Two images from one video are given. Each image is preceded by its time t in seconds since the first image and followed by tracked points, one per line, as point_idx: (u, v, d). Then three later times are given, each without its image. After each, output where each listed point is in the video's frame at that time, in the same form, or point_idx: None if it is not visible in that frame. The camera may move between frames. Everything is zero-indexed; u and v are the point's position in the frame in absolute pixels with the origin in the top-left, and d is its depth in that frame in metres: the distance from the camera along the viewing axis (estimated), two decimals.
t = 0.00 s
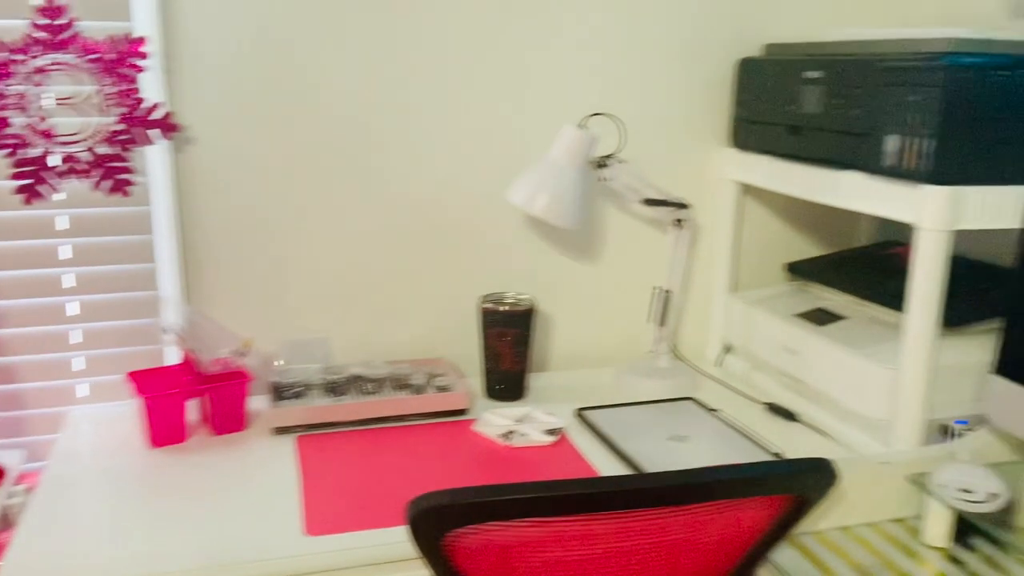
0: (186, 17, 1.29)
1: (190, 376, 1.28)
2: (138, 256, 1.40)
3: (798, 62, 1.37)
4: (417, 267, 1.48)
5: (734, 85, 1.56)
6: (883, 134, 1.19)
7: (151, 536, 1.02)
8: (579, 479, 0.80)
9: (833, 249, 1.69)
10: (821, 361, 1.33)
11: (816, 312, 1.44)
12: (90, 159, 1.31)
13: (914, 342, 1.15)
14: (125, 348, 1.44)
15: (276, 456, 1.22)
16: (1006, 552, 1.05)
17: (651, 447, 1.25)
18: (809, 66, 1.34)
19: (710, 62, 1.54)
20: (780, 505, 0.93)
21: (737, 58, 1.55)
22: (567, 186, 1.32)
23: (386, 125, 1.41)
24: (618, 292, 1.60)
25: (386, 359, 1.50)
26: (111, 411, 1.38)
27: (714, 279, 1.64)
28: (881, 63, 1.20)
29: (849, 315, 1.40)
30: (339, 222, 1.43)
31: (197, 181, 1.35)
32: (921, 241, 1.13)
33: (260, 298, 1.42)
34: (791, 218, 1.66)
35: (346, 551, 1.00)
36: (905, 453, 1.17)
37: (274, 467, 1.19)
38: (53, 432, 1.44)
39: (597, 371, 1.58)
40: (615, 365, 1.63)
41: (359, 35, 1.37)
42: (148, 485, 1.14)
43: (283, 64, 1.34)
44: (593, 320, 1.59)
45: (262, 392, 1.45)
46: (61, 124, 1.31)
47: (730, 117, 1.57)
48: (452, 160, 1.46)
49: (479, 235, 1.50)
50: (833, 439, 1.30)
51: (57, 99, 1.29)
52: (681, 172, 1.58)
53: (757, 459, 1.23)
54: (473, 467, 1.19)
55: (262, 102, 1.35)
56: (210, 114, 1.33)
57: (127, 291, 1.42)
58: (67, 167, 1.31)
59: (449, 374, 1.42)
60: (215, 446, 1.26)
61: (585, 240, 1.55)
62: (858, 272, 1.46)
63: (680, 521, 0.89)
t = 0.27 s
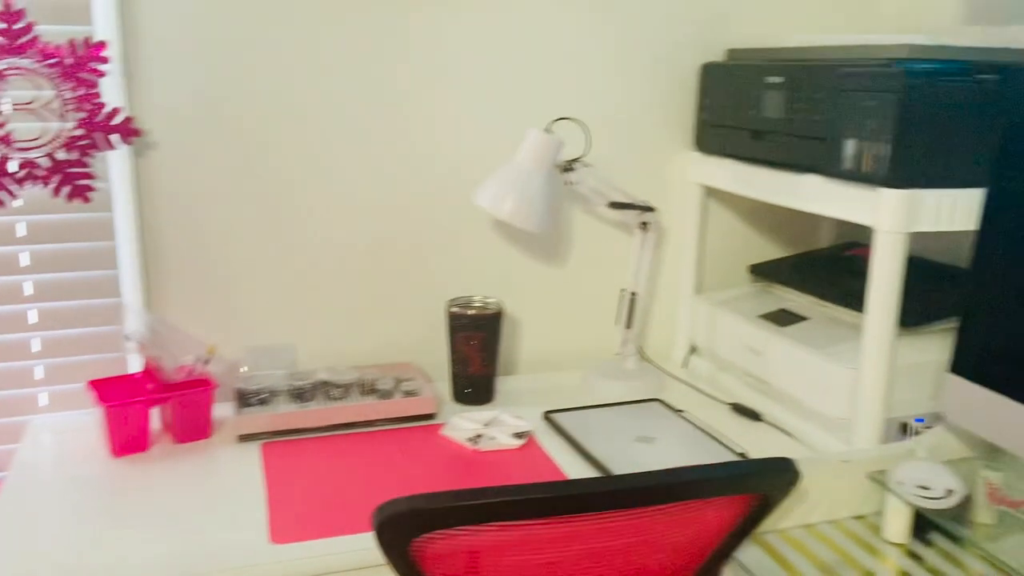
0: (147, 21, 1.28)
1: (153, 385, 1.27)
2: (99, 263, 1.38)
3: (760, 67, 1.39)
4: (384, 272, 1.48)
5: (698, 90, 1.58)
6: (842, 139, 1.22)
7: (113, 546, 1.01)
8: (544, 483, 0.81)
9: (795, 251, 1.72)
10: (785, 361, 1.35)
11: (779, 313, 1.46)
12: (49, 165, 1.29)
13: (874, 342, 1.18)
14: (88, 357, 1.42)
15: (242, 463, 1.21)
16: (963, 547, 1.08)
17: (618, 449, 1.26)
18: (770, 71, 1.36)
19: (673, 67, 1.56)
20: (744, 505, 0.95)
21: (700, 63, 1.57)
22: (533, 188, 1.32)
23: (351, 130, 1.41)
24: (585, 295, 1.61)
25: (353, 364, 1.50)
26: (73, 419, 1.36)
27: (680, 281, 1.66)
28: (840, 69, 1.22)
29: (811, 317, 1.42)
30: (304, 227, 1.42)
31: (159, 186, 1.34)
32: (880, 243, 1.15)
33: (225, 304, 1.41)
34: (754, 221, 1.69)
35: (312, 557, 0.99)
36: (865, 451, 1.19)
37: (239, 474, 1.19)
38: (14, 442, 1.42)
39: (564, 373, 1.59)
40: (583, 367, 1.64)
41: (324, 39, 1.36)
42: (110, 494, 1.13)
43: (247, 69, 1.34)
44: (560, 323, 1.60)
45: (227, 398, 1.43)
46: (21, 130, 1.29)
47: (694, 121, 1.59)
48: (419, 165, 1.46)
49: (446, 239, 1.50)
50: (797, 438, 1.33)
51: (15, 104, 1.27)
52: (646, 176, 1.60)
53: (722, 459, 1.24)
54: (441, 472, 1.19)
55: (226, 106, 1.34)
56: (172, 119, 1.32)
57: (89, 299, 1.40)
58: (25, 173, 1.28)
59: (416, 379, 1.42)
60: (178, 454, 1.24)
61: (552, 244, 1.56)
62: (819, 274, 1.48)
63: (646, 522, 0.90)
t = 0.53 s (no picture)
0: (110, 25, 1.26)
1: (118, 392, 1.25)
2: (60, 269, 1.35)
3: (724, 71, 1.41)
4: (353, 276, 1.48)
5: (664, 93, 1.60)
6: (804, 142, 1.24)
7: (77, 556, 0.99)
8: (513, 486, 0.81)
9: (761, 253, 1.74)
10: (751, 362, 1.37)
11: (745, 314, 1.48)
12: (9, 171, 1.23)
13: (836, 342, 1.20)
14: (51, 364, 1.38)
15: (209, 470, 1.20)
16: (923, 543, 1.10)
17: (587, 451, 1.27)
18: (734, 76, 1.38)
19: (640, 71, 1.57)
20: (710, 504, 0.96)
21: (666, 67, 1.59)
22: (501, 193, 1.32)
23: (319, 134, 1.40)
24: (554, 298, 1.61)
25: (323, 369, 1.49)
26: (35, 429, 1.33)
27: (648, 283, 1.67)
28: (801, 73, 1.24)
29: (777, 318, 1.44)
30: (272, 232, 1.41)
31: (123, 191, 1.32)
32: (842, 245, 1.18)
33: (191, 310, 1.40)
34: (721, 223, 1.71)
35: (280, 564, 0.99)
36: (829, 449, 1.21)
37: (207, 481, 1.17)
38: None
39: (534, 375, 1.59)
40: (553, 370, 1.64)
41: (290, 43, 1.35)
42: (74, 504, 1.11)
43: (212, 73, 1.32)
44: (530, 326, 1.61)
45: (194, 405, 1.42)
46: None
47: (661, 124, 1.61)
48: (387, 169, 1.45)
49: (415, 243, 1.50)
50: (763, 438, 1.35)
51: None
52: (614, 179, 1.61)
53: (690, 459, 1.26)
54: (411, 476, 1.19)
55: (191, 111, 1.33)
56: (136, 123, 1.30)
57: (50, 305, 1.36)
58: None
59: (386, 384, 1.41)
60: (144, 462, 1.23)
61: (521, 247, 1.56)
62: (784, 275, 1.51)
63: (614, 524, 0.90)
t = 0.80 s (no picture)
0: (74, 28, 1.25)
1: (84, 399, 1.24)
2: (26, 275, 1.34)
3: (691, 75, 1.42)
4: (323, 280, 1.47)
5: (633, 97, 1.61)
6: (770, 145, 1.25)
7: (42, 566, 0.98)
8: (484, 489, 0.82)
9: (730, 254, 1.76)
10: (721, 362, 1.38)
11: (714, 315, 1.50)
12: None
13: (803, 342, 1.22)
14: (17, 370, 1.36)
15: (178, 477, 1.19)
16: (888, 539, 1.12)
17: (559, 453, 1.27)
18: (702, 80, 1.40)
19: (609, 74, 1.58)
20: (680, 505, 0.97)
21: (635, 70, 1.60)
22: (472, 196, 1.32)
23: (288, 138, 1.40)
24: (526, 300, 1.62)
25: (293, 373, 1.48)
26: (2, 436, 1.31)
27: (619, 285, 1.68)
28: (766, 77, 1.26)
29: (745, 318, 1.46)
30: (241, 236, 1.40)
31: (89, 195, 1.31)
32: (808, 246, 1.19)
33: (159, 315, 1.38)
34: (690, 225, 1.72)
35: (250, 570, 0.98)
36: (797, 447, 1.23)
37: (176, 488, 1.16)
38: None
39: (507, 378, 1.60)
40: (525, 372, 1.65)
41: (258, 46, 1.34)
42: (40, 513, 1.09)
43: (179, 76, 1.31)
44: (502, 328, 1.61)
45: (162, 411, 1.41)
46: None
47: (631, 127, 1.62)
48: (357, 172, 1.45)
49: (386, 247, 1.50)
50: (733, 438, 1.36)
51: None
52: (585, 181, 1.62)
53: (661, 459, 1.27)
54: (383, 480, 1.19)
55: (158, 115, 1.32)
56: (102, 127, 1.29)
57: (16, 311, 1.35)
58: None
59: (357, 388, 1.41)
60: (112, 470, 1.21)
61: (492, 250, 1.57)
62: (753, 276, 1.52)
63: (584, 525, 0.91)
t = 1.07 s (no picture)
0: (41, 31, 1.23)
1: (53, 405, 1.22)
2: None
3: (662, 78, 1.43)
4: (296, 283, 1.47)
5: (605, 99, 1.62)
6: (738, 148, 1.27)
7: None
8: (457, 491, 0.82)
9: (702, 255, 1.78)
10: (693, 363, 1.39)
11: (687, 316, 1.51)
12: None
13: (773, 342, 1.23)
14: None
15: (149, 483, 1.18)
16: (857, 536, 1.14)
17: (533, 454, 1.28)
18: (672, 83, 1.41)
19: (581, 77, 1.59)
20: (652, 504, 0.98)
21: (606, 73, 1.61)
22: (444, 198, 1.32)
23: (259, 141, 1.39)
24: (501, 302, 1.62)
25: (266, 377, 1.47)
26: None
27: (593, 286, 1.69)
28: (735, 81, 1.27)
29: (717, 319, 1.47)
30: (212, 239, 1.40)
31: (57, 200, 1.29)
32: (777, 247, 1.21)
33: (129, 320, 1.37)
34: (662, 226, 1.74)
35: None
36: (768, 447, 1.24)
37: (146, 494, 1.15)
38: None
39: (481, 380, 1.60)
40: (500, 374, 1.65)
41: (228, 49, 1.34)
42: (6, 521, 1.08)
43: (148, 79, 1.30)
44: (476, 331, 1.61)
45: (132, 417, 1.40)
46: None
47: (603, 129, 1.63)
48: (329, 175, 1.45)
49: (359, 250, 1.49)
50: (705, 437, 1.37)
51: None
52: (558, 183, 1.62)
53: (635, 460, 1.28)
54: (357, 483, 1.19)
55: (127, 118, 1.30)
56: (70, 131, 1.28)
57: None
58: None
59: (331, 391, 1.40)
60: (81, 477, 1.20)
61: (466, 252, 1.57)
62: (724, 277, 1.54)
63: (557, 526, 0.92)
